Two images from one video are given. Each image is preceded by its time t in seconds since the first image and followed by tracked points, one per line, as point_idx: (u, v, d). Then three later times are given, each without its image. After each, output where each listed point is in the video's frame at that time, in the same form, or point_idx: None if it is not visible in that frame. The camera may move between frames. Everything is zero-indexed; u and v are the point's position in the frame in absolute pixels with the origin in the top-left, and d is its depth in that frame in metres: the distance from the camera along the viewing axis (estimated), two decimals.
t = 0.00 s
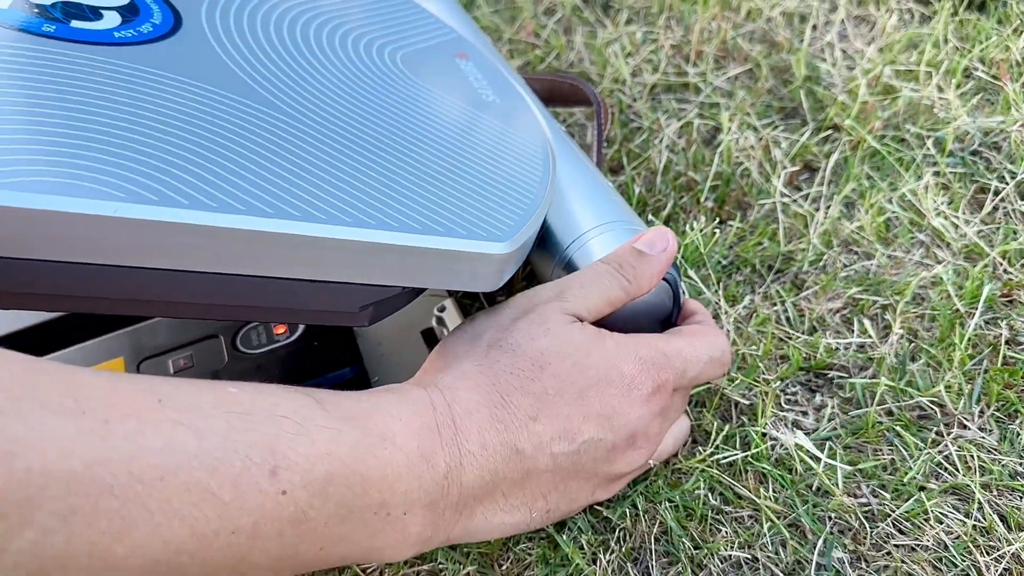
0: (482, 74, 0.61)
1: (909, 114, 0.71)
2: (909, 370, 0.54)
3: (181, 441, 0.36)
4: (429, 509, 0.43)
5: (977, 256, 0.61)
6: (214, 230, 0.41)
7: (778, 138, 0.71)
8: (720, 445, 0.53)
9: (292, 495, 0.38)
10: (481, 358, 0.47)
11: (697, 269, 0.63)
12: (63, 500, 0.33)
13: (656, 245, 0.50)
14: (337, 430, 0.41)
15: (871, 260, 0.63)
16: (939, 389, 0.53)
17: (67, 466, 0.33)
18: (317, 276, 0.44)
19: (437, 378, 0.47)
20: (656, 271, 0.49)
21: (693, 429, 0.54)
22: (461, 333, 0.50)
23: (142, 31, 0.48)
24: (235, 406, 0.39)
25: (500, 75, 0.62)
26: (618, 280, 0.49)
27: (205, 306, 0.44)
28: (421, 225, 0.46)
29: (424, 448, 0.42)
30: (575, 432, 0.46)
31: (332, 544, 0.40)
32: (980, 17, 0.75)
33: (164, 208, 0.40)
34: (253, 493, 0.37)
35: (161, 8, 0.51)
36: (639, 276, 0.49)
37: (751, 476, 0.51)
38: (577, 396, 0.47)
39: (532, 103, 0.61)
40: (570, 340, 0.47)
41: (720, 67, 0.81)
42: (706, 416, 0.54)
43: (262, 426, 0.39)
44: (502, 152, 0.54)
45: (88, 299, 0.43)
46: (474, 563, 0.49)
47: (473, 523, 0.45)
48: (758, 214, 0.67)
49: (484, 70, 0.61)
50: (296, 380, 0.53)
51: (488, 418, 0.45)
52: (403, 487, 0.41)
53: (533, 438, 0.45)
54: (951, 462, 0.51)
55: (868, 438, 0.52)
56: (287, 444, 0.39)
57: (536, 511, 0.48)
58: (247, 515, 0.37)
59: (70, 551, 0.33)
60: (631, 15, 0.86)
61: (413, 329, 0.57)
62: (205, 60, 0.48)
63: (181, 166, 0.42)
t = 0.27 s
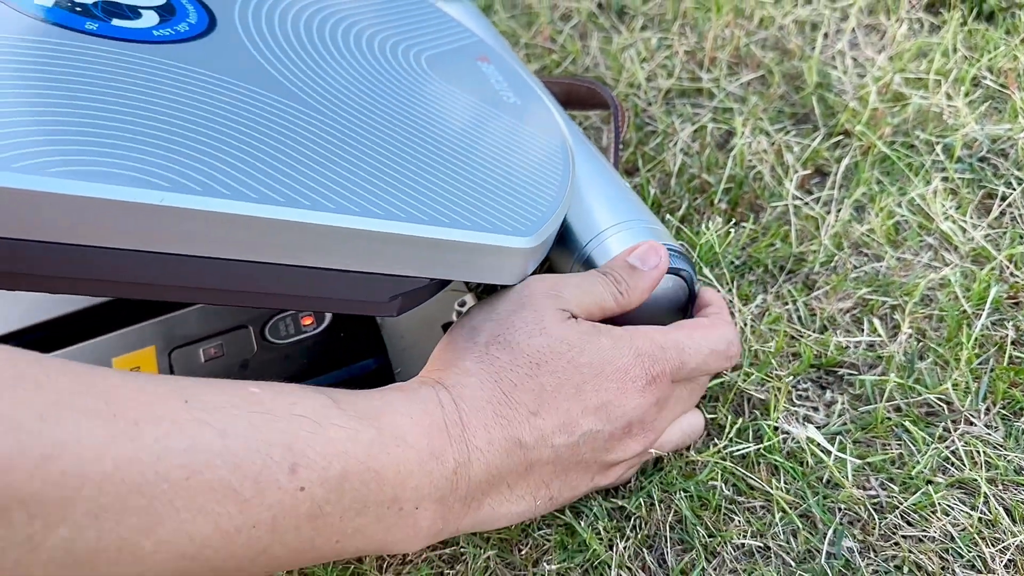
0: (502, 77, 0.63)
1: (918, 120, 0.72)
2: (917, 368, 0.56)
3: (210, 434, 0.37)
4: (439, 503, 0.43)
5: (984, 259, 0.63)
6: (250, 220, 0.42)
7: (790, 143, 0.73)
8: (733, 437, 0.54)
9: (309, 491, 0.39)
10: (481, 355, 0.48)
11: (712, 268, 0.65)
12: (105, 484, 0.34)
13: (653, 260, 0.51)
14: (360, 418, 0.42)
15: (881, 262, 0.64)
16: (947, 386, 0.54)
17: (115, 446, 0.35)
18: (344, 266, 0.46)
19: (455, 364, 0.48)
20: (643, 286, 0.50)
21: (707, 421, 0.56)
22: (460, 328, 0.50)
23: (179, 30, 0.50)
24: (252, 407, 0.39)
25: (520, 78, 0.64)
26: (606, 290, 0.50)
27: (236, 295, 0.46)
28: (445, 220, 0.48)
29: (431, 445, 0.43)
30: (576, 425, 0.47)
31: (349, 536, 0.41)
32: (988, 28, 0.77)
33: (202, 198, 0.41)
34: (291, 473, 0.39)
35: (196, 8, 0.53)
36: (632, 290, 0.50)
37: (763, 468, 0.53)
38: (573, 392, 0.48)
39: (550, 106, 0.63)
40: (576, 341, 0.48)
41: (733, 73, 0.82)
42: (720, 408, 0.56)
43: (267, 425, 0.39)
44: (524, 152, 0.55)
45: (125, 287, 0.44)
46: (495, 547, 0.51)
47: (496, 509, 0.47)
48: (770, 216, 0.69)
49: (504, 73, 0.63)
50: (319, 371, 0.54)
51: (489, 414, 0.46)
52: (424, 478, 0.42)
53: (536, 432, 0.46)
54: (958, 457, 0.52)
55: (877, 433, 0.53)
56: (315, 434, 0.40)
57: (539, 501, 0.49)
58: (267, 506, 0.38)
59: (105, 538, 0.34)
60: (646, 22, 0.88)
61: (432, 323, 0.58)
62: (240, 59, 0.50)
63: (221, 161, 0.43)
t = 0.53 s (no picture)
0: (520, 87, 0.64)
1: (925, 134, 0.74)
2: (921, 375, 0.57)
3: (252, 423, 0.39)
4: (467, 498, 0.46)
5: (988, 270, 0.64)
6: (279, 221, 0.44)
7: (799, 154, 0.75)
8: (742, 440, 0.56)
9: (349, 481, 0.41)
10: (512, 357, 0.51)
11: (723, 275, 0.67)
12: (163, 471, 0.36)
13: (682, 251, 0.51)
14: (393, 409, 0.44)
15: (887, 272, 0.66)
16: (950, 393, 0.56)
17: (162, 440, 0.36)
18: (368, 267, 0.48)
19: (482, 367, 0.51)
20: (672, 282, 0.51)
21: (716, 425, 0.57)
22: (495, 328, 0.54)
23: (211, 37, 0.52)
24: (300, 399, 0.42)
25: (536, 88, 0.65)
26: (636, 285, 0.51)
27: (264, 294, 0.48)
28: (465, 224, 0.49)
29: (463, 441, 0.46)
30: (602, 430, 0.50)
31: (383, 527, 0.43)
32: (994, 44, 0.79)
33: (234, 199, 0.43)
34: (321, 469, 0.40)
35: (227, 17, 0.55)
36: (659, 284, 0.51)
37: (771, 471, 0.54)
38: (601, 397, 0.50)
39: (566, 115, 0.65)
40: (598, 344, 0.50)
41: (743, 85, 0.84)
42: (730, 413, 0.57)
43: (314, 415, 0.42)
44: (542, 160, 0.57)
45: (161, 283, 0.46)
46: (510, 543, 0.52)
47: (513, 507, 0.49)
48: (779, 226, 0.71)
49: (521, 83, 0.64)
50: (343, 368, 0.56)
51: (518, 412, 0.48)
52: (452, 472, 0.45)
53: (561, 434, 0.49)
54: (960, 462, 0.54)
55: (882, 438, 0.55)
56: (352, 426, 0.43)
57: (563, 503, 0.51)
58: (310, 499, 0.40)
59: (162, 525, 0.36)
60: (658, 34, 0.90)
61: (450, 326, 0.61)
62: (271, 66, 0.52)
63: (256, 165, 0.45)
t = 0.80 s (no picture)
0: (535, 97, 0.66)
1: (931, 146, 0.75)
2: (925, 382, 0.59)
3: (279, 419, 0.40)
4: (474, 500, 0.47)
5: (992, 280, 0.66)
6: (307, 224, 0.45)
7: (807, 165, 0.76)
8: (750, 442, 0.57)
9: (359, 487, 0.42)
10: (519, 361, 0.51)
11: (731, 282, 0.68)
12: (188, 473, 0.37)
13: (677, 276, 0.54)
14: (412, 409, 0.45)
15: (892, 281, 0.67)
16: (953, 400, 0.57)
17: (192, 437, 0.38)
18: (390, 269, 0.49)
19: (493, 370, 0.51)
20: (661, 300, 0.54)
21: (725, 427, 0.59)
22: (498, 332, 0.54)
23: (239, 46, 0.54)
24: (312, 406, 0.43)
25: (551, 99, 0.67)
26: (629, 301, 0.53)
27: (288, 294, 0.49)
28: (483, 230, 0.51)
29: (470, 445, 0.46)
30: (601, 427, 0.50)
31: (400, 522, 0.44)
32: (1000, 59, 0.80)
33: (264, 202, 0.45)
34: (344, 465, 0.42)
35: (253, 26, 0.56)
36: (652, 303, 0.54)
37: (778, 472, 0.56)
38: (601, 397, 0.51)
39: (579, 126, 0.66)
40: (612, 348, 0.52)
41: (752, 96, 0.86)
42: (737, 416, 0.59)
43: (326, 421, 0.42)
44: (557, 168, 0.59)
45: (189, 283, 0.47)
46: (522, 540, 0.54)
47: (526, 506, 0.50)
48: (787, 234, 0.72)
49: (536, 94, 0.66)
50: (360, 369, 0.57)
51: (522, 415, 0.49)
52: (463, 472, 0.46)
53: (564, 434, 0.49)
54: (963, 466, 0.55)
55: (886, 442, 0.56)
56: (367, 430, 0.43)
57: (564, 498, 0.52)
58: (331, 493, 0.41)
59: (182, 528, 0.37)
60: (669, 45, 0.92)
61: (464, 330, 0.62)
62: (294, 75, 0.53)
63: (283, 170, 0.47)
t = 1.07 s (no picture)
0: (548, 109, 0.67)
1: (937, 160, 0.76)
2: (929, 392, 0.60)
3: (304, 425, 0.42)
4: (495, 505, 0.48)
5: (996, 293, 0.67)
6: (329, 230, 0.47)
7: (815, 177, 0.78)
8: (755, 450, 0.58)
9: (385, 488, 0.44)
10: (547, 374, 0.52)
11: (740, 292, 0.70)
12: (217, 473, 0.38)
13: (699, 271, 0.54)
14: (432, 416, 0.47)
15: (898, 292, 0.68)
16: (957, 409, 0.58)
17: (221, 440, 0.39)
18: (408, 275, 0.51)
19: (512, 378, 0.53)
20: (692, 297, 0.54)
21: (731, 435, 0.60)
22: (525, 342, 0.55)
23: (262, 56, 0.55)
24: (335, 413, 0.44)
25: (564, 110, 0.68)
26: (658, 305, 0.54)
27: (310, 298, 0.50)
28: (499, 238, 0.52)
29: (493, 451, 0.48)
30: (624, 442, 0.52)
31: (418, 524, 0.46)
32: (1006, 74, 0.81)
33: (289, 209, 0.46)
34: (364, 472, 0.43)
35: (275, 37, 0.58)
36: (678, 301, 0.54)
37: (784, 479, 0.57)
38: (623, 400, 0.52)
39: (591, 137, 0.68)
40: (625, 359, 0.53)
41: (761, 109, 0.87)
42: (744, 424, 0.60)
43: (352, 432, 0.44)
44: (570, 178, 0.60)
45: (214, 286, 0.48)
46: (532, 543, 0.55)
47: (539, 511, 0.51)
48: (794, 246, 0.73)
49: (549, 105, 0.68)
50: (377, 373, 0.59)
51: (547, 426, 0.50)
52: (480, 479, 0.47)
53: (586, 447, 0.51)
54: (965, 475, 0.56)
55: (890, 451, 0.57)
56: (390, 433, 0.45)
57: (583, 510, 0.53)
58: (353, 496, 0.43)
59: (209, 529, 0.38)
60: (679, 58, 0.93)
61: (476, 336, 0.63)
62: (315, 85, 0.55)
63: (306, 178, 0.48)
